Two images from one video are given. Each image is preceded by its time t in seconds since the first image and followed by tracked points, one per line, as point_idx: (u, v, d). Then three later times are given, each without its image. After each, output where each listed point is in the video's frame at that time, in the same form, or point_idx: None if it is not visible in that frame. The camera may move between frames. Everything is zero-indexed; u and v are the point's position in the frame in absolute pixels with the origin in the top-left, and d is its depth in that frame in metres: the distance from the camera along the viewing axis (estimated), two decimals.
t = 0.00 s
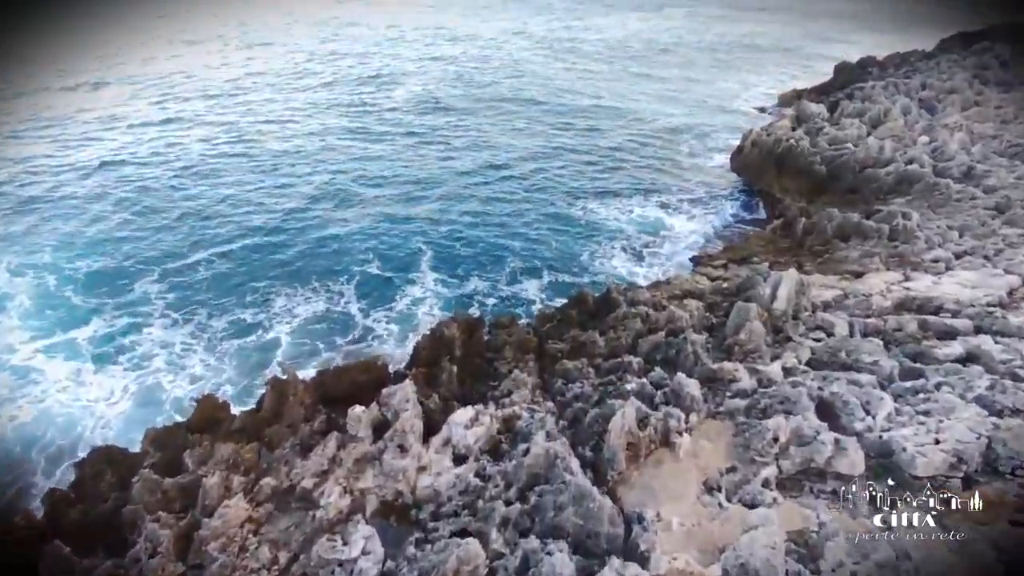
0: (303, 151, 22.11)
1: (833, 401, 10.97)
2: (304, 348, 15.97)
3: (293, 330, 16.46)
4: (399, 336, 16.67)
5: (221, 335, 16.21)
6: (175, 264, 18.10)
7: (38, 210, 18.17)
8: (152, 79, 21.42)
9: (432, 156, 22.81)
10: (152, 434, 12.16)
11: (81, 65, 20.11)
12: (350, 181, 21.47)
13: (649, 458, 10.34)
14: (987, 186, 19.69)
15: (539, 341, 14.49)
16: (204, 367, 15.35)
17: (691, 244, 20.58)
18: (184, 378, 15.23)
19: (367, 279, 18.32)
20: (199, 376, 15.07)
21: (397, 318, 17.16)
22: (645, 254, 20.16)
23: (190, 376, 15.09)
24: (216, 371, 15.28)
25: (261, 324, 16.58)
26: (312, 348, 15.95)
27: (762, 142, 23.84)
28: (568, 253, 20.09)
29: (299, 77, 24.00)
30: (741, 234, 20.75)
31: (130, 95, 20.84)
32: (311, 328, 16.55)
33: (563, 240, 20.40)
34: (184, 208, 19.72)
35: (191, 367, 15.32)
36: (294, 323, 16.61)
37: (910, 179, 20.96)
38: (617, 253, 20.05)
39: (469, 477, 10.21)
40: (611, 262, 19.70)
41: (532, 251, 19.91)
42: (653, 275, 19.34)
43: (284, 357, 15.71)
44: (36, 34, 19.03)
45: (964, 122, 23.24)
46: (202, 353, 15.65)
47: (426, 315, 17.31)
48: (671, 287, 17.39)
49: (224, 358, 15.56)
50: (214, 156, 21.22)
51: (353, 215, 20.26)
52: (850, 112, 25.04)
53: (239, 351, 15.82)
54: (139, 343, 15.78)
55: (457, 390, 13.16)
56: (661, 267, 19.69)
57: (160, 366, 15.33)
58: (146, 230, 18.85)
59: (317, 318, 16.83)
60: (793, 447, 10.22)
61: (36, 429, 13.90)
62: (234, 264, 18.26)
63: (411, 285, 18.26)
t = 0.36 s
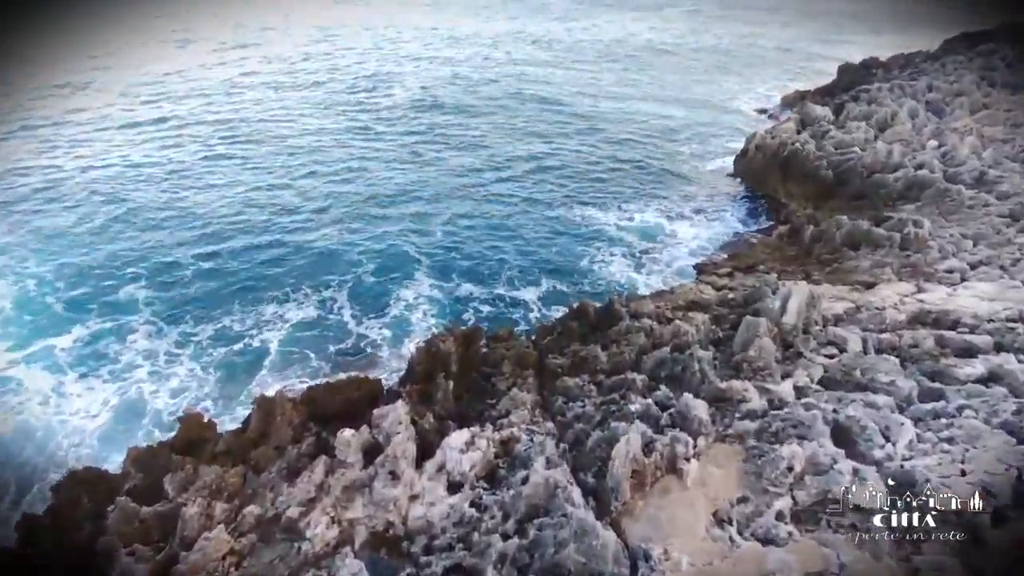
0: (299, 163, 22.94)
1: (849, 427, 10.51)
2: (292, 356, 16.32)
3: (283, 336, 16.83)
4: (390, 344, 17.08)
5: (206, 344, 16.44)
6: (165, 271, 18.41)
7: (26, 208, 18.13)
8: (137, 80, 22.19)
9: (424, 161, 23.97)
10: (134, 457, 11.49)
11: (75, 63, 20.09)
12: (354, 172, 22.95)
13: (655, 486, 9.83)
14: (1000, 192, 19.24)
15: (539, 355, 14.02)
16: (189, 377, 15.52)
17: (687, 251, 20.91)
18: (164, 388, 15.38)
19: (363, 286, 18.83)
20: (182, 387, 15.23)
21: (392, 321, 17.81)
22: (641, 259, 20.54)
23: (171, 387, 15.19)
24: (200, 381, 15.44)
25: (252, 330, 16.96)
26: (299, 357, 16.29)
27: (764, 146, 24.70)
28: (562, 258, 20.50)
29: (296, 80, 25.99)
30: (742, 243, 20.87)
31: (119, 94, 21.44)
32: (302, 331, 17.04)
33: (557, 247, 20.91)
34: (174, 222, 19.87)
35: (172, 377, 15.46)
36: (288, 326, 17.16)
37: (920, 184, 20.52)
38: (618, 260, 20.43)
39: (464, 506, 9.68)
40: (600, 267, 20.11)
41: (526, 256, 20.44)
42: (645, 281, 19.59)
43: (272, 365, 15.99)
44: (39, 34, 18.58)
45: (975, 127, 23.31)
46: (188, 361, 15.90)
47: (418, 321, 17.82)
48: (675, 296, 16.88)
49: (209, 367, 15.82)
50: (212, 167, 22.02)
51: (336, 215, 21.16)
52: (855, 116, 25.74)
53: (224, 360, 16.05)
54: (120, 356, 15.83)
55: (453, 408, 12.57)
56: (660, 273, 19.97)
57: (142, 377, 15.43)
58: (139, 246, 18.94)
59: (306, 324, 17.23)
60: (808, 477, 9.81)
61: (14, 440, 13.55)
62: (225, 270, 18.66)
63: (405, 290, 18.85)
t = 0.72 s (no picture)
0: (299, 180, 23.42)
1: (868, 453, 9.95)
2: (281, 364, 16.26)
3: (270, 345, 16.68)
4: (384, 351, 17.14)
5: (191, 355, 16.20)
6: (153, 284, 18.38)
7: (23, 217, 19.38)
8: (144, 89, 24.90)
9: (420, 180, 24.19)
10: (115, 479, 11.62)
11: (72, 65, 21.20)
12: (351, 190, 23.19)
13: (662, 519, 9.29)
14: (1014, 199, 18.72)
15: (539, 370, 13.53)
16: (173, 388, 15.28)
17: (690, 259, 21.18)
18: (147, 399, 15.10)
19: (356, 293, 18.97)
20: (166, 398, 15.02)
21: (387, 327, 17.89)
22: (642, 266, 20.83)
23: (155, 400, 14.96)
24: (186, 392, 15.24)
25: (241, 339, 16.86)
26: (289, 366, 16.14)
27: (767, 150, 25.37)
28: (560, 263, 20.82)
29: (308, 103, 27.93)
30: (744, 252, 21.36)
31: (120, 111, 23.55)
32: (293, 338, 17.02)
33: (556, 254, 21.21)
34: (164, 239, 20.14)
35: (155, 390, 15.21)
36: (279, 331, 17.18)
37: (931, 190, 20.00)
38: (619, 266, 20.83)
39: (459, 539, 9.12)
40: (598, 273, 20.47)
41: (525, 262, 20.76)
42: (651, 290, 19.84)
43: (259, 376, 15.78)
44: (34, 35, 19.03)
45: (985, 131, 22.86)
46: (171, 372, 15.65)
47: (412, 327, 17.90)
48: (679, 307, 16.49)
49: (195, 378, 15.57)
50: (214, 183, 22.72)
51: (336, 234, 21.30)
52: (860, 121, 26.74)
53: (211, 370, 15.86)
54: (100, 367, 15.57)
55: (449, 429, 12.02)
56: (661, 279, 20.28)
57: (124, 389, 15.20)
58: (132, 261, 19.15)
59: (296, 331, 17.21)
60: (825, 510, 9.24)
61: None
62: (210, 280, 18.85)
63: (399, 299, 18.91)
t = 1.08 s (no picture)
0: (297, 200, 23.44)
1: (890, 481, 9.29)
2: (267, 371, 16.25)
3: (256, 353, 16.70)
4: (375, 357, 16.87)
5: (175, 366, 16.16)
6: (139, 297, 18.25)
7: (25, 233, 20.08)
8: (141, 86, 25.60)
9: (414, 200, 24.06)
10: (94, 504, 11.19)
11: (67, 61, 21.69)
12: (359, 209, 23.33)
13: (671, 556, 8.70)
14: None
15: (538, 387, 13.04)
16: (155, 399, 15.21)
17: (690, 265, 20.86)
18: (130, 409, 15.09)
19: (350, 302, 18.88)
20: (148, 410, 14.94)
21: (382, 333, 17.77)
22: (642, 272, 20.56)
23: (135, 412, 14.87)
24: (170, 401, 15.18)
25: (226, 348, 16.83)
26: (276, 374, 16.09)
27: (773, 155, 25.44)
28: (558, 268, 20.92)
29: (314, 122, 28.69)
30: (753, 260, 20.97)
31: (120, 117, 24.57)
32: (284, 344, 17.09)
33: (554, 260, 21.33)
34: (152, 255, 20.00)
35: (136, 400, 15.13)
36: (268, 339, 17.23)
37: (944, 198, 19.45)
38: (617, 273, 20.62)
39: None
40: (593, 280, 20.38)
41: (524, 267, 20.94)
42: (650, 297, 19.52)
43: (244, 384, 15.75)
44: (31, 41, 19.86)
45: (996, 133, 22.30)
46: (153, 383, 15.59)
47: (407, 333, 17.77)
48: (683, 320, 16.14)
49: (180, 388, 15.51)
50: (206, 201, 22.75)
51: (333, 245, 21.44)
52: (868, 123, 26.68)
53: (199, 382, 15.80)
54: (83, 376, 15.61)
55: (445, 450, 11.47)
56: (661, 285, 19.98)
57: (105, 398, 15.15)
58: (120, 277, 18.99)
59: (288, 338, 17.27)
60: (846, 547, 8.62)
61: None
62: (193, 292, 18.60)
63: (396, 307, 18.82)
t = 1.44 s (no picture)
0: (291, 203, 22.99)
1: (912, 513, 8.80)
2: (256, 381, 15.79)
3: (246, 362, 16.25)
4: (369, 368, 16.37)
5: (159, 377, 15.72)
6: (126, 304, 17.88)
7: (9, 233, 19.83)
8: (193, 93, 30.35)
9: (412, 205, 23.60)
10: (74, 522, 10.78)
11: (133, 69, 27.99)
12: (355, 214, 22.80)
13: None
14: None
15: (538, 403, 12.50)
16: (139, 409, 14.78)
17: (692, 272, 20.42)
18: (111, 420, 14.64)
19: (344, 312, 18.30)
20: (130, 420, 14.54)
21: (377, 342, 17.28)
22: (643, 280, 20.11)
23: (117, 424, 14.42)
24: (156, 410, 14.82)
25: (213, 356, 16.38)
26: (264, 384, 15.65)
27: (777, 158, 24.93)
28: (558, 274, 20.48)
29: (308, 121, 28.37)
30: (760, 266, 20.53)
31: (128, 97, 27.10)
32: (274, 353, 16.59)
33: (553, 266, 20.86)
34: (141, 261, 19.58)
35: (118, 411, 14.69)
36: (258, 347, 16.77)
37: (955, 203, 18.98)
38: (616, 287, 19.88)
39: None
40: (592, 288, 19.86)
41: (523, 273, 20.50)
42: (654, 306, 19.03)
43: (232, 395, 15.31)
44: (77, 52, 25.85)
45: (1007, 137, 21.83)
46: (137, 395, 15.13)
47: (403, 343, 17.29)
48: (688, 331, 15.58)
49: (165, 398, 15.11)
50: (197, 205, 22.32)
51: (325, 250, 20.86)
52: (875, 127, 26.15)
53: (185, 391, 15.38)
54: (64, 386, 15.20)
55: (440, 471, 10.97)
56: (664, 293, 19.54)
57: (85, 409, 14.73)
58: (105, 284, 18.63)
59: (277, 348, 16.75)
60: None
61: None
62: (181, 300, 18.21)
63: (392, 316, 18.35)
